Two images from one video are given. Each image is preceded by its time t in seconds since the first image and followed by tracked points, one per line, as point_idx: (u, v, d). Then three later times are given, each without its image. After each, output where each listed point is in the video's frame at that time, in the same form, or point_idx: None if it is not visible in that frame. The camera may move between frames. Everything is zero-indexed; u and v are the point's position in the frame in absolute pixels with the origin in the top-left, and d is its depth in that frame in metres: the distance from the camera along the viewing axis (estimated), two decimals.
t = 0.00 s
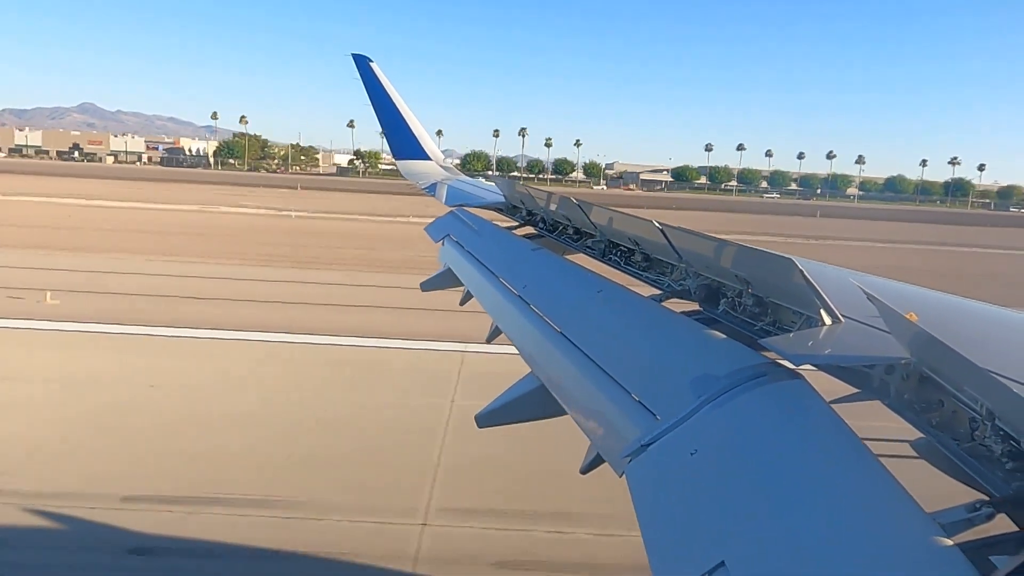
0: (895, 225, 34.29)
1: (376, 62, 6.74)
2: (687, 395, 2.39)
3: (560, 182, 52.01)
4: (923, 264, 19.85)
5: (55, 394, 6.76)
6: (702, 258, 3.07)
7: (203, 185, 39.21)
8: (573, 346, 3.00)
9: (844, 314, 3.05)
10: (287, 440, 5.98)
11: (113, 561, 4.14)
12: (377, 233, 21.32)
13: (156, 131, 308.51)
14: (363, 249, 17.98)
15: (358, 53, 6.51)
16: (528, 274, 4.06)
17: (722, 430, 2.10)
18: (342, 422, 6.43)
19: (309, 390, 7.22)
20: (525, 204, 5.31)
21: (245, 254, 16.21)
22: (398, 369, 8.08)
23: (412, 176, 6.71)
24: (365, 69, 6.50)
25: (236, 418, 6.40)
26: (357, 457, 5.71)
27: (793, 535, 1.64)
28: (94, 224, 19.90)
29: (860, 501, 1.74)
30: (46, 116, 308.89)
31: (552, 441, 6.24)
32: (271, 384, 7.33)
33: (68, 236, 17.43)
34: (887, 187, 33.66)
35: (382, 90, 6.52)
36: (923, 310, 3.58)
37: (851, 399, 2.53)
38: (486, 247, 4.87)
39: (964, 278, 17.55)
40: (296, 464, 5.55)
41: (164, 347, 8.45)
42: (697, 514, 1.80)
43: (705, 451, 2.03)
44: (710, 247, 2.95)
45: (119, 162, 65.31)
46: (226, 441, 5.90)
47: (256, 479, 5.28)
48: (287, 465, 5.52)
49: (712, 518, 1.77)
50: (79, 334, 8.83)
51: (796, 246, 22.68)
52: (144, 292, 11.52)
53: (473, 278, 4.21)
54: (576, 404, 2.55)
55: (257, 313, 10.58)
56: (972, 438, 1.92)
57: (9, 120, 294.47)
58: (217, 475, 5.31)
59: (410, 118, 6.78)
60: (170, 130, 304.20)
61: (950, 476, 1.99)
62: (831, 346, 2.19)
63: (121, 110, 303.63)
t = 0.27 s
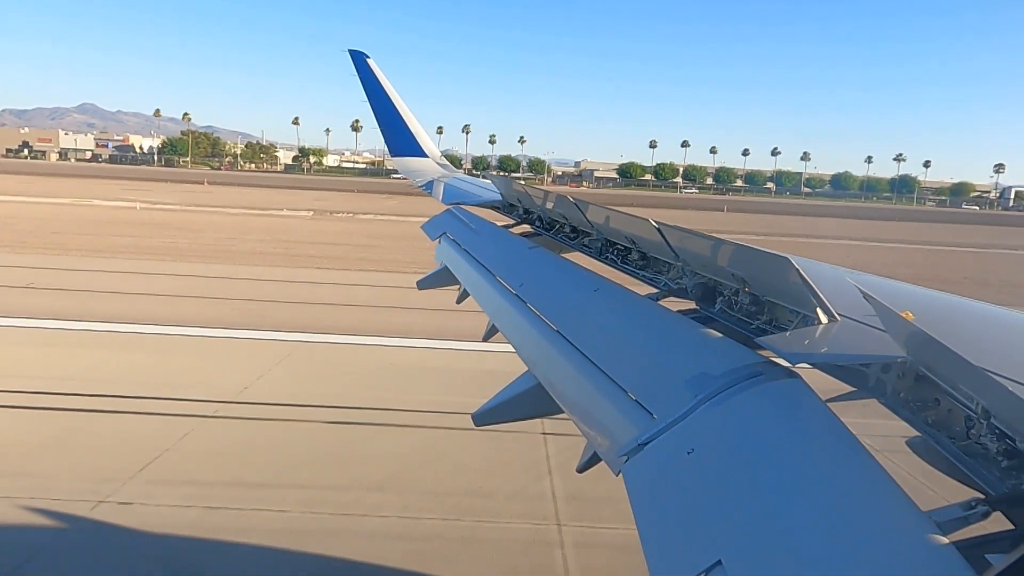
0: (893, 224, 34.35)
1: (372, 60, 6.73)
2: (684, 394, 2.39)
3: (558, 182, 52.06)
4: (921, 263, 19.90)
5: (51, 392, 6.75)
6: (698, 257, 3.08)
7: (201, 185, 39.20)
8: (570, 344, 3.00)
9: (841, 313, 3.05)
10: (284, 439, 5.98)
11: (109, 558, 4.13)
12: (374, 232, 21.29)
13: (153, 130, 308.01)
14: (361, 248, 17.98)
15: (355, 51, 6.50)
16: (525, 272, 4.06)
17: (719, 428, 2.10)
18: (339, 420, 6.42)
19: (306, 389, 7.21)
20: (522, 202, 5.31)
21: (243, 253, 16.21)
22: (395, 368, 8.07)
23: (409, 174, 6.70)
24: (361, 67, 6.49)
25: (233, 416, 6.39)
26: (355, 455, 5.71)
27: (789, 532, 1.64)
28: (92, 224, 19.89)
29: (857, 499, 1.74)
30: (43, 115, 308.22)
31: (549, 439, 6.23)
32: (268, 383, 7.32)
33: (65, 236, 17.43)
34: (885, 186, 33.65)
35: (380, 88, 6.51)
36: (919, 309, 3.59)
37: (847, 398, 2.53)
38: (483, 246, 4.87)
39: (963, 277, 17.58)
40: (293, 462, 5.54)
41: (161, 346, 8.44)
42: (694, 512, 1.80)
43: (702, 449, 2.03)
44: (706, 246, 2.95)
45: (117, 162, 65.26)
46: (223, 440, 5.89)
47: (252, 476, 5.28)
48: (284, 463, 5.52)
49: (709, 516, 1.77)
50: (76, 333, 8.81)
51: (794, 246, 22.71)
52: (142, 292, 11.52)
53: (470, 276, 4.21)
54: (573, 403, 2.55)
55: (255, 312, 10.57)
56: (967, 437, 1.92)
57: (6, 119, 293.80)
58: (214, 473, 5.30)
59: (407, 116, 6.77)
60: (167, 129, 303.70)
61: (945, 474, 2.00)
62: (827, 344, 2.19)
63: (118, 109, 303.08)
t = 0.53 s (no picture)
0: (889, 224, 34.44)
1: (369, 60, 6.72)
2: (682, 393, 2.39)
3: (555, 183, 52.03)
4: (918, 262, 19.94)
5: (49, 392, 6.73)
6: (696, 257, 3.09)
7: (197, 185, 39.12)
8: (568, 344, 3.00)
9: (838, 312, 3.06)
10: (282, 438, 5.96)
11: (107, 558, 4.12)
12: (372, 233, 21.28)
13: (150, 130, 307.41)
14: (358, 249, 17.97)
15: (352, 52, 6.50)
16: (523, 272, 4.06)
17: (717, 428, 2.10)
18: (337, 420, 6.41)
19: (304, 388, 7.19)
20: (520, 203, 5.31)
21: (239, 254, 16.18)
22: (393, 368, 8.07)
23: (406, 175, 6.70)
24: (358, 67, 6.49)
25: (231, 416, 6.38)
26: (354, 454, 5.70)
27: (785, 531, 1.64)
28: (88, 224, 19.85)
29: (853, 499, 1.75)
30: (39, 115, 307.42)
31: (547, 438, 6.23)
32: (266, 382, 7.30)
33: (61, 236, 17.38)
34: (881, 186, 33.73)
35: (377, 89, 6.51)
36: (916, 308, 3.60)
37: (844, 398, 2.54)
38: (480, 246, 4.87)
39: (958, 276, 17.65)
40: (291, 462, 5.53)
41: (159, 346, 8.43)
42: (691, 511, 1.81)
43: (700, 449, 2.03)
44: (704, 246, 2.96)
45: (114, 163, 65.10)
46: (221, 439, 5.88)
47: (250, 476, 5.27)
48: (282, 462, 5.51)
49: (707, 515, 1.77)
50: (73, 333, 8.79)
51: (791, 246, 22.75)
52: (138, 291, 11.50)
53: (468, 276, 4.21)
54: (572, 402, 2.55)
55: (252, 312, 10.55)
56: (965, 436, 1.93)
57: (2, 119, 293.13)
58: (211, 473, 5.28)
59: (404, 116, 6.77)
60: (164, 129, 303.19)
61: (942, 473, 2.01)
62: (825, 344, 2.20)
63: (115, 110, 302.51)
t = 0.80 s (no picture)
0: (889, 223, 34.43)
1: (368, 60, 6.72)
2: (681, 393, 2.39)
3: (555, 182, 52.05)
4: (918, 262, 19.92)
5: (48, 390, 6.74)
6: (694, 255, 3.09)
7: (197, 186, 39.10)
8: (567, 344, 3.00)
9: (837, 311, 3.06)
10: (281, 437, 5.97)
11: (105, 556, 4.12)
12: (373, 233, 21.26)
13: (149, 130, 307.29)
14: (357, 249, 17.95)
15: (351, 51, 6.49)
16: (522, 272, 4.06)
17: (716, 427, 2.10)
18: (336, 419, 6.41)
19: (303, 388, 7.19)
20: (519, 202, 5.30)
21: (239, 254, 16.17)
22: (393, 367, 8.06)
23: (405, 174, 6.70)
24: (357, 66, 6.49)
25: (230, 415, 6.38)
26: (352, 454, 5.70)
27: (785, 530, 1.64)
28: (88, 224, 19.84)
29: (852, 498, 1.75)
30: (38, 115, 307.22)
31: (546, 438, 6.23)
32: (265, 382, 7.29)
33: (60, 236, 17.36)
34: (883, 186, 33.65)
35: (375, 89, 6.51)
36: (915, 307, 3.59)
37: (843, 396, 2.54)
38: (479, 245, 4.87)
39: (958, 276, 17.64)
40: (290, 460, 5.53)
41: (159, 345, 8.43)
42: (691, 511, 1.81)
43: (698, 448, 2.03)
44: (702, 245, 2.96)
45: (113, 163, 65.05)
46: (220, 438, 5.88)
47: (249, 475, 5.27)
48: (281, 462, 5.51)
49: (705, 514, 1.77)
50: (73, 332, 8.80)
51: (790, 245, 22.74)
52: (137, 291, 11.49)
53: (467, 276, 4.21)
54: (571, 402, 2.55)
55: (252, 311, 10.56)
56: (963, 435, 1.93)
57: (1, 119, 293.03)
58: (210, 471, 5.29)
59: (402, 116, 6.77)
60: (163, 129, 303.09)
61: (940, 472, 2.01)
62: (824, 343, 2.20)
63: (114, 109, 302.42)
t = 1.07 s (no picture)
0: (889, 223, 34.43)
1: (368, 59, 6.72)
2: (681, 392, 2.39)
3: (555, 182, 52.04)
4: (919, 262, 19.89)
5: (48, 390, 6.74)
6: (694, 255, 3.09)
7: (197, 186, 39.10)
8: (566, 343, 3.00)
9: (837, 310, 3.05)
10: (280, 436, 5.96)
11: (104, 555, 4.12)
12: (373, 233, 21.28)
13: (149, 130, 307.27)
14: (357, 248, 17.95)
15: (351, 51, 6.50)
16: (522, 271, 4.06)
17: (715, 426, 2.10)
18: (335, 418, 6.41)
19: (303, 387, 7.18)
20: (518, 201, 5.30)
21: (239, 253, 16.18)
22: (393, 366, 8.06)
23: (404, 174, 6.70)
24: (357, 66, 6.48)
25: (230, 414, 6.38)
26: (353, 453, 5.69)
27: (785, 530, 1.64)
28: (88, 224, 19.84)
29: (851, 498, 1.74)
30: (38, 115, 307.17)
31: (545, 437, 6.22)
32: (265, 381, 7.29)
33: (60, 236, 17.37)
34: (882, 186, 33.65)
35: (375, 88, 6.51)
36: (915, 307, 3.59)
37: (843, 395, 2.54)
38: (479, 245, 4.87)
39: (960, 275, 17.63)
40: (290, 459, 5.53)
41: (159, 345, 8.43)
42: (690, 510, 1.81)
43: (698, 448, 2.03)
44: (701, 244, 2.96)
45: (113, 163, 65.05)
46: (219, 437, 5.88)
47: (248, 474, 5.27)
48: (280, 461, 5.51)
49: (704, 514, 1.77)
50: (74, 331, 8.81)
51: (791, 245, 22.72)
52: (138, 291, 11.49)
53: (467, 275, 4.20)
54: (570, 401, 2.55)
55: (252, 311, 10.56)
56: (963, 434, 1.93)
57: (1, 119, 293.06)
58: (209, 471, 5.28)
59: (402, 115, 6.77)
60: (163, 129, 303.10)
61: (940, 470, 2.01)
62: (823, 342, 2.20)
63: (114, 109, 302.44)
